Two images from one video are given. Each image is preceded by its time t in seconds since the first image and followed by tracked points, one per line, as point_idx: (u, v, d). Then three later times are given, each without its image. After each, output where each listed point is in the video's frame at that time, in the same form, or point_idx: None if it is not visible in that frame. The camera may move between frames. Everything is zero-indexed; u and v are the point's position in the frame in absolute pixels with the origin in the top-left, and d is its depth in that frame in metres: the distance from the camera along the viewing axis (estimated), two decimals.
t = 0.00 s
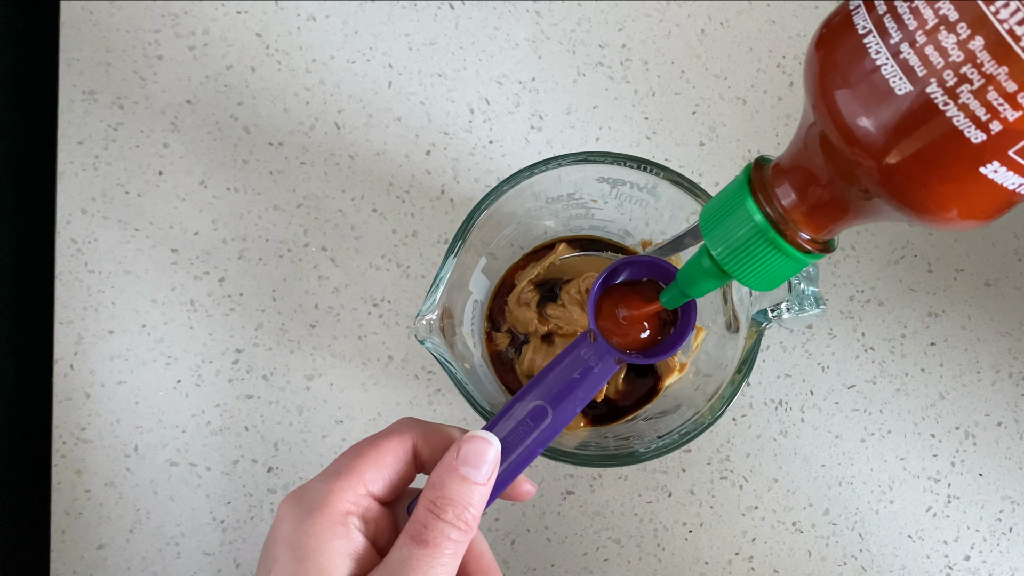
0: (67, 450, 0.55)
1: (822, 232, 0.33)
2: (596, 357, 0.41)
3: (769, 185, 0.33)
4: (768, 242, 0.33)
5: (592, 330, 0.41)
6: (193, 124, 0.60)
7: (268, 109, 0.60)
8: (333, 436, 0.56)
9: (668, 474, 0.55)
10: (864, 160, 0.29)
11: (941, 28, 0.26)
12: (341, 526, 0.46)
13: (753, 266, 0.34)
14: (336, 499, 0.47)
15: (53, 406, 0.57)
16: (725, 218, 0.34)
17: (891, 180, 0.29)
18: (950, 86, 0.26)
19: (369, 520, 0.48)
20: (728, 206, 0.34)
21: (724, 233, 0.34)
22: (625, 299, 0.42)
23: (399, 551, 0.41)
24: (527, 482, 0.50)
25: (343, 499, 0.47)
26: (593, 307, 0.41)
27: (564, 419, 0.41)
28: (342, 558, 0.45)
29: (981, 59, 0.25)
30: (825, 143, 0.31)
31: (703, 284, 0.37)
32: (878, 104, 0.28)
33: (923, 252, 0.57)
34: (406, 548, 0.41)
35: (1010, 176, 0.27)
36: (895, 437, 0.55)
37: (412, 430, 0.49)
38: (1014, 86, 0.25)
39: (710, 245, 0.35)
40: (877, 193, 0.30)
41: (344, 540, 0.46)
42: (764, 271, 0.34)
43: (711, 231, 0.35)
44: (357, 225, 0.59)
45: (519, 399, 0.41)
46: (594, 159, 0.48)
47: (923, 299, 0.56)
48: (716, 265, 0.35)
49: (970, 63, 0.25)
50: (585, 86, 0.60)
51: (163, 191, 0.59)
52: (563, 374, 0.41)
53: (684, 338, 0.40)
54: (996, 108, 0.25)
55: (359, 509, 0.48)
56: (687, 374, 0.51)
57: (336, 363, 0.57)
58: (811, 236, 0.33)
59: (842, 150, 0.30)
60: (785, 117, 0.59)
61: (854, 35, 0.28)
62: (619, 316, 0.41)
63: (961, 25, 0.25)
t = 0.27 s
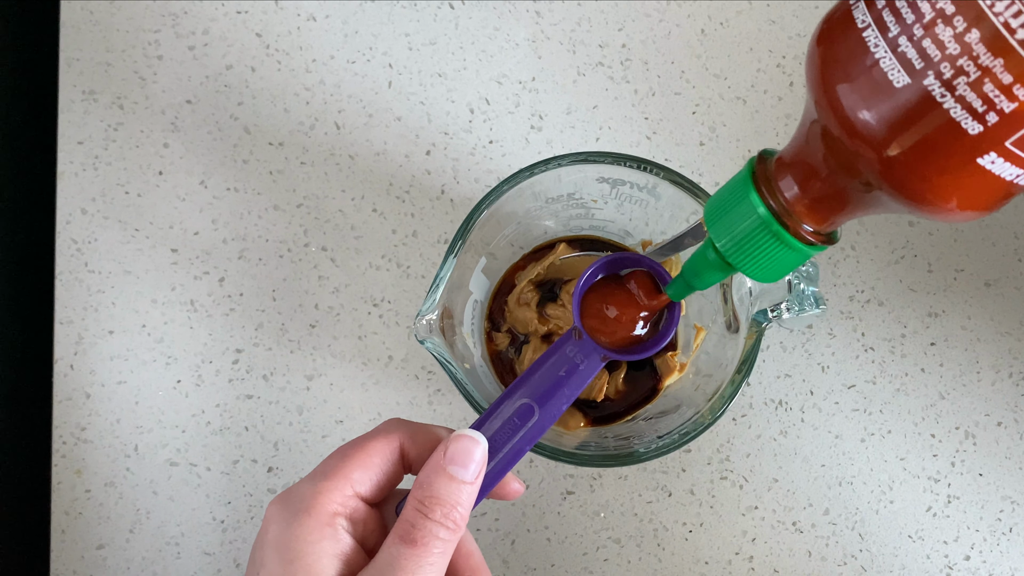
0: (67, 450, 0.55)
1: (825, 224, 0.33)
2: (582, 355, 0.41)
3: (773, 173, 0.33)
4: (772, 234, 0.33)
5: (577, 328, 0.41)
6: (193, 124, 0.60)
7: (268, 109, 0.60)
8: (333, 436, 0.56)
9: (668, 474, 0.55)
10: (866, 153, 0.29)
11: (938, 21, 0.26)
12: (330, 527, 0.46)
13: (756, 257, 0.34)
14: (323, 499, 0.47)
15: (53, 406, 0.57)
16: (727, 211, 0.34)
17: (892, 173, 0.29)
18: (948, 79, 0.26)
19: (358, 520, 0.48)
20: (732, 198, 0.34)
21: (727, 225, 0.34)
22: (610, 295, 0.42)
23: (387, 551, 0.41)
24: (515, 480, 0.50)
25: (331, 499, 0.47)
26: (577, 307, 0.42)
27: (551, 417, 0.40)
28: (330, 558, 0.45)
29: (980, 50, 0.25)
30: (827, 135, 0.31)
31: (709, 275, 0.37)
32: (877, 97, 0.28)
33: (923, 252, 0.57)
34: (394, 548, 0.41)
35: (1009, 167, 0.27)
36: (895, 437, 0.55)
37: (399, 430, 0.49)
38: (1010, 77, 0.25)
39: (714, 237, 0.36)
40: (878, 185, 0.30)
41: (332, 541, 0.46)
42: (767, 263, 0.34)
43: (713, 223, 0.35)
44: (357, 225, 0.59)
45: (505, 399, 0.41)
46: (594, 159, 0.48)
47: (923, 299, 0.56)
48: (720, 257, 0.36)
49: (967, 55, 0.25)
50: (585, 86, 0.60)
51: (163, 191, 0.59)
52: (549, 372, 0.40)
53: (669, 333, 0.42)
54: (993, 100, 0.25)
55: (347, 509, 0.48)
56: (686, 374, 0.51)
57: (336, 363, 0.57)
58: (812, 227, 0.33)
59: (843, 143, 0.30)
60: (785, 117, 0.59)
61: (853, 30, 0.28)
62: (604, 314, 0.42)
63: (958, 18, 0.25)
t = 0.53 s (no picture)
0: (67, 450, 0.55)
1: (827, 223, 0.33)
2: (589, 358, 0.41)
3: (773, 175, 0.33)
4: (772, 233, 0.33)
5: (585, 331, 0.41)
6: (193, 124, 0.60)
7: (268, 109, 0.60)
8: (333, 436, 0.56)
9: (668, 474, 0.55)
10: (872, 150, 0.29)
11: (950, 19, 0.26)
12: (336, 528, 0.46)
13: (757, 257, 0.34)
14: (330, 500, 0.47)
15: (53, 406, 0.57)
16: (727, 211, 0.34)
17: (899, 171, 0.29)
18: (959, 77, 0.26)
19: (364, 522, 0.48)
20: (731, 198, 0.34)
21: (728, 224, 0.34)
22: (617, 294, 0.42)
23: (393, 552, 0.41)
24: (522, 482, 0.50)
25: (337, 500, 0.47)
26: (584, 308, 0.42)
27: (557, 420, 0.41)
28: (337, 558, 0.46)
29: (991, 51, 0.25)
30: (833, 134, 0.31)
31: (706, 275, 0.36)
32: (887, 94, 0.28)
33: (923, 252, 0.57)
34: (401, 549, 0.41)
35: (1018, 167, 0.27)
36: (895, 437, 0.55)
37: (406, 432, 0.49)
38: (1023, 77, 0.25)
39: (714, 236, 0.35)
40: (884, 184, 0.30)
41: (338, 541, 0.46)
42: (767, 262, 0.34)
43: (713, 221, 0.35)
44: (357, 225, 0.59)
45: (513, 401, 0.41)
46: (594, 159, 0.48)
47: (923, 299, 0.56)
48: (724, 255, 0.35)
49: (980, 54, 0.25)
50: (585, 86, 0.60)
51: (163, 191, 0.59)
52: (556, 375, 0.41)
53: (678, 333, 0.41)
54: (1005, 99, 0.26)
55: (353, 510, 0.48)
56: (686, 374, 0.51)
57: (336, 363, 0.57)
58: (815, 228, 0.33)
59: (849, 141, 0.30)
60: (785, 117, 0.59)
61: (862, 26, 0.29)
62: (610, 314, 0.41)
63: (971, 16, 0.25)
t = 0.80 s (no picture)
0: (67, 450, 0.55)
1: (826, 217, 0.33)
2: (590, 357, 0.41)
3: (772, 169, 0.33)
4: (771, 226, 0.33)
5: (586, 330, 0.41)
6: (193, 124, 0.60)
7: (268, 109, 0.60)
8: (333, 436, 0.56)
9: (668, 474, 0.55)
10: (870, 145, 0.29)
11: (946, 14, 0.26)
12: (337, 527, 0.46)
13: (754, 250, 0.34)
14: (331, 499, 0.47)
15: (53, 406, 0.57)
16: (725, 204, 0.34)
17: (897, 167, 0.29)
18: (956, 73, 0.26)
19: (365, 519, 0.48)
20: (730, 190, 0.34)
21: (727, 218, 0.34)
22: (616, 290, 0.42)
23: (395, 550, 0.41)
24: (524, 481, 0.50)
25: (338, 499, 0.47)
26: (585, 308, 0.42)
27: (558, 418, 0.41)
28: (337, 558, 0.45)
29: (987, 44, 0.26)
30: (830, 129, 0.31)
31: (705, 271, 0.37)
32: (885, 89, 0.28)
33: (923, 252, 0.57)
34: (403, 547, 0.41)
35: (1015, 162, 0.27)
36: (895, 437, 0.55)
37: (407, 431, 0.49)
38: (1020, 72, 0.25)
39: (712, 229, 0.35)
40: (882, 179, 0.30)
41: (338, 541, 0.46)
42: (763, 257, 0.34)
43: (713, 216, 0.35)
44: (357, 225, 0.59)
45: (514, 400, 0.41)
46: (594, 159, 0.48)
47: (923, 299, 0.56)
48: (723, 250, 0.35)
49: (976, 49, 0.26)
50: (585, 86, 0.60)
51: (163, 191, 0.59)
52: (557, 373, 0.41)
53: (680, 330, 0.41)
54: (1001, 94, 0.26)
55: (354, 509, 0.48)
56: (686, 374, 0.51)
57: (336, 363, 0.57)
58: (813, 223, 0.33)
59: (847, 137, 0.30)
60: (785, 117, 0.59)
61: (860, 20, 0.29)
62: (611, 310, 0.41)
63: (967, 11, 0.26)
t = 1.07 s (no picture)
0: (67, 450, 0.55)
1: (813, 209, 0.33)
2: (589, 357, 0.41)
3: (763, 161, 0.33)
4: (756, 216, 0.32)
5: (585, 330, 0.41)
6: (193, 124, 0.60)
7: (268, 109, 0.60)
8: (333, 436, 0.56)
9: (669, 474, 0.55)
10: (858, 136, 0.30)
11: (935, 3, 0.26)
12: (336, 528, 0.46)
13: (740, 243, 0.33)
14: (330, 500, 0.47)
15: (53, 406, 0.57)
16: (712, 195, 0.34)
17: (885, 158, 0.30)
18: (945, 61, 0.26)
19: (364, 521, 0.48)
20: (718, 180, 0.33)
21: (716, 208, 0.33)
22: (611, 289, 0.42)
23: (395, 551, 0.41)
24: (523, 482, 0.50)
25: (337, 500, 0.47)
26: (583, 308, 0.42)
27: (558, 419, 0.41)
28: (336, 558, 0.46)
29: (976, 33, 0.26)
30: (818, 121, 0.31)
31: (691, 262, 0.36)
32: (873, 80, 0.28)
33: (923, 252, 0.57)
34: (402, 548, 0.41)
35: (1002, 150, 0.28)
36: (895, 437, 0.55)
37: (406, 432, 0.49)
38: (1007, 60, 0.26)
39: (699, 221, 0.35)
40: (870, 170, 0.31)
41: (338, 542, 0.46)
42: (750, 250, 0.33)
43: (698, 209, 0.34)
44: (357, 225, 0.59)
45: (513, 401, 0.41)
46: (594, 159, 0.48)
47: (923, 299, 0.56)
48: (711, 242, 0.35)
49: (964, 37, 0.26)
50: (585, 86, 0.60)
51: (163, 191, 0.59)
52: (556, 374, 0.41)
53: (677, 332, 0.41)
54: (990, 82, 0.26)
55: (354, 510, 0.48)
56: (686, 374, 0.51)
57: (336, 363, 0.57)
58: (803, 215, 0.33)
59: (836, 127, 0.30)
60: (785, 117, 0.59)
61: (847, 11, 0.29)
62: (607, 311, 0.42)
63: None
